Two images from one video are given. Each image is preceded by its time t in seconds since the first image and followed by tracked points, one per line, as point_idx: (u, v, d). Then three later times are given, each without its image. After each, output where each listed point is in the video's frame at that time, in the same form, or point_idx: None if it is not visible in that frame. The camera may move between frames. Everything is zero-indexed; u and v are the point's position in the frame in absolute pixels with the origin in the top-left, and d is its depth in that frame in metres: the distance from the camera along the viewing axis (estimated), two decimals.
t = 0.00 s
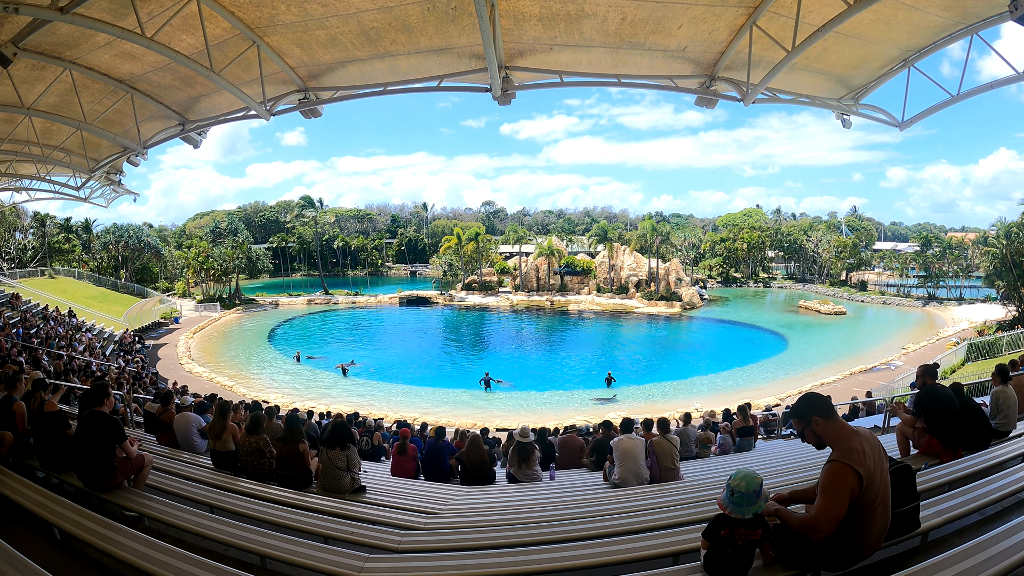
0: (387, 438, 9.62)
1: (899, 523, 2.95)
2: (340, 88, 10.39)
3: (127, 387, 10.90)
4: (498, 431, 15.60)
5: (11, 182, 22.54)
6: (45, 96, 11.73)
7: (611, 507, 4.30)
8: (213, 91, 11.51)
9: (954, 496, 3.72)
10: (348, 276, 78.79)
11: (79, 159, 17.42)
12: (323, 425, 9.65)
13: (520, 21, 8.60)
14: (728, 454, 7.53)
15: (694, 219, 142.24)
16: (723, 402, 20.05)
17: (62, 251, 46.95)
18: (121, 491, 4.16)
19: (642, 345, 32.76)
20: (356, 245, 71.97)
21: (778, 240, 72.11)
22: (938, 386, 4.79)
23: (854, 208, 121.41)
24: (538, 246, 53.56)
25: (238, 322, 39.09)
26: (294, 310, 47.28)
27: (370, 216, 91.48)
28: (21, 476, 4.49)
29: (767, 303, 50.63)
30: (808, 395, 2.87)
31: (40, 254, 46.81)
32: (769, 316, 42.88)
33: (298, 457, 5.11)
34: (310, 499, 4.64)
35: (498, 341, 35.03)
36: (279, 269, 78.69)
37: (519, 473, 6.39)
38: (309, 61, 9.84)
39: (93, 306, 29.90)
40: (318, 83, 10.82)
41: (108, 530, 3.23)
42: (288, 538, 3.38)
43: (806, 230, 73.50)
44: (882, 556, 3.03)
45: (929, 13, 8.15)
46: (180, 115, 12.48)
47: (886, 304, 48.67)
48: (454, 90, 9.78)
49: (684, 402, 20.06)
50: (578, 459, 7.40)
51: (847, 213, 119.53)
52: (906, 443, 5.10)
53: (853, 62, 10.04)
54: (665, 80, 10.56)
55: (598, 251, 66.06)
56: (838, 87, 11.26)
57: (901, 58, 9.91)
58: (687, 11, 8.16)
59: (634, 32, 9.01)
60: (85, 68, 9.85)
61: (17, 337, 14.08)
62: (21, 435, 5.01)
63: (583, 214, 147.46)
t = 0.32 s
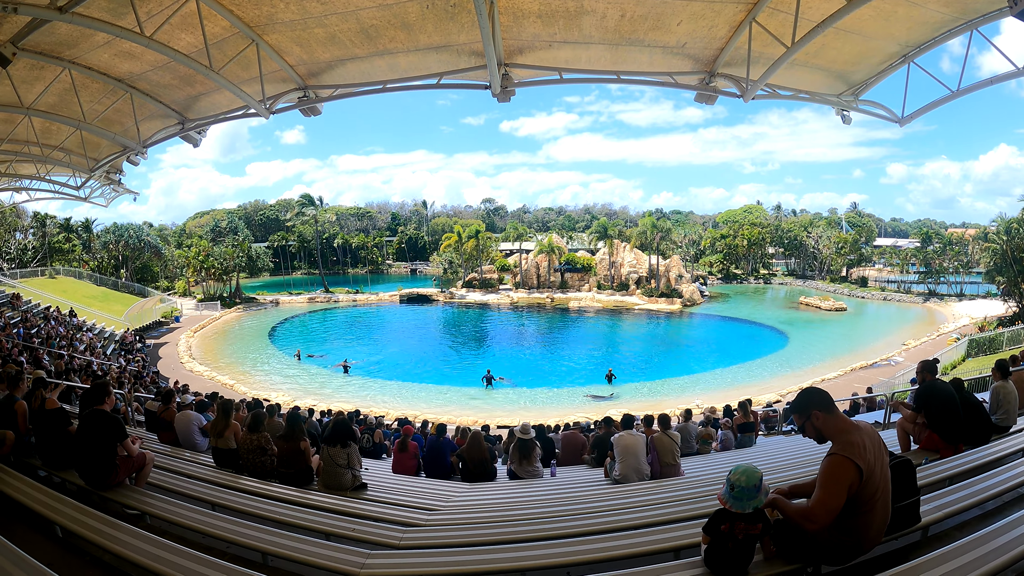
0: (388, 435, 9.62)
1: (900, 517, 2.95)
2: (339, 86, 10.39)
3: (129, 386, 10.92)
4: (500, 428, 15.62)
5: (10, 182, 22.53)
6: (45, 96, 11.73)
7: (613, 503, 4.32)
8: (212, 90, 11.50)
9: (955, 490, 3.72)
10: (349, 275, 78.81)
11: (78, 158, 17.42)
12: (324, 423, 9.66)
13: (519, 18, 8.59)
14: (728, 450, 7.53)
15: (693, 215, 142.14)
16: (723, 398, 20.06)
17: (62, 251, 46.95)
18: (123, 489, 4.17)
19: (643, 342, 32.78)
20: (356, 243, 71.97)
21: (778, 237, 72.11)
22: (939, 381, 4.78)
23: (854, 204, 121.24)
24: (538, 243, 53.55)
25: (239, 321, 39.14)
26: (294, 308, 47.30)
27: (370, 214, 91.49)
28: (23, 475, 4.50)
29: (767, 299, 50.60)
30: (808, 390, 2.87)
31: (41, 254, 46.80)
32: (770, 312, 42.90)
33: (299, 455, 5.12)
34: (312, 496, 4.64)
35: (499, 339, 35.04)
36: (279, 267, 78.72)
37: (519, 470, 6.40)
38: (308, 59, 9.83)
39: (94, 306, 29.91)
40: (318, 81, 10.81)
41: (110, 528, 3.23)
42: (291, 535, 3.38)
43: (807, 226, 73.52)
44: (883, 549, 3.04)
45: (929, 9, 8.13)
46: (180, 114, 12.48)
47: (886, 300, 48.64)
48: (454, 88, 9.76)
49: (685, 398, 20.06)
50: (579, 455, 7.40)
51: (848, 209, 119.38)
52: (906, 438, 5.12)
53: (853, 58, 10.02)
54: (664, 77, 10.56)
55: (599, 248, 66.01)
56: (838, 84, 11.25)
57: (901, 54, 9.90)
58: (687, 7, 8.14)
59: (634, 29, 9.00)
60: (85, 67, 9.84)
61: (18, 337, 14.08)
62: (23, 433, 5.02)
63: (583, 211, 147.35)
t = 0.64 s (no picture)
0: (389, 435, 9.61)
1: (900, 514, 2.96)
2: (338, 86, 10.38)
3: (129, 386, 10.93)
4: (501, 426, 15.63)
5: (10, 184, 22.55)
6: (44, 97, 11.73)
7: (614, 501, 4.32)
8: (212, 90, 11.50)
9: (956, 487, 3.72)
10: (349, 275, 78.80)
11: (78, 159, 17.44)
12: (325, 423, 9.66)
13: (518, 17, 8.59)
14: (729, 448, 7.53)
15: (693, 213, 142.05)
16: (724, 396, 20.06)
17: (62, 252, 47.03)
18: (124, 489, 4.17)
19: (643, 340, 32.77)
20: (356, 243, 71.94)
21: (778, 235, 72.06)
22: (940, 378, 4.77)
23: (855, 201, 121.07)
24: (538, 242, 53.54)
25: (239, 322, 39.15)
26: (295, 308, 47.32)
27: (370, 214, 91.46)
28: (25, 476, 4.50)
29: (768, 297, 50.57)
30: (809, 387, 2.87)
31: (41, 256, 46.79)
32: (770, 310, 42.89)
33: (301, 455, 5.12)
34: (312, 496, 4.64)
35: (500, 338, 35.02)
36: (280, 267, 78.74)
37: (520, 469, 6.40)
38: (307, 58, 9.83)
39: (94, 307, 29.92)
40: (317, 81, 10.81)
41: (110, 529, 3.24)
42: (292, 534, 3.38)
43: (807, 224, 73.46)
44: (884, 547, 3.04)
45: (928, 6, 8.14)
46: (179, 115, 12.48)
47: (887, 298, 48.61)
48: (453, 87, 9.77)
49: (686, 397, 20.05)
50: (580, 454, 7.39)
51: (848, 207, 119.18)
52: (907, 435, 5.09)
53: (852, 55, 10.01)
54: (664, 75, 10.55)
55: (600, 246, 65.99)
56: (838, 81, 11.25)
57: (900, 51, 9.89)
58: (686, 5, 8.14)
59: (632, 27, 9.00)
60: (84, 69, 9.84)
61: (18, 338, 14.10)
62: (25, 434, 5.02)
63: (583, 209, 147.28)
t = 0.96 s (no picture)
0: (390, 437, 9.61)
1: (901, 516, 2.96)
2: (339, 87, 10.38)
3: (130, 388, 10.95)
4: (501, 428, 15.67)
5: (12, 185, 22.60)
6: (45, 99, 11.73)
7: (615, 503, 4.31)
8: (212, 92, 11.51)
9: (957, 488, 3.71)
10: (349, 276, 78.82)
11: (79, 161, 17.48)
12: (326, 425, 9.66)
13: (518, 19, 8.59)
14: (730, 450, 7.53)
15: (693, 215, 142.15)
16: (724, 397, 20.08)
17: (62, 253, 47.06)
18: (124, 491, 4.17)
19: (644, 341, 32.79)
20: (357, 244, 71.96)
21: (779, 236, 72.08)
22: (940, 379, 4.77)
23: (855, 202, 120.97)
24: (539, 244, 53.57)
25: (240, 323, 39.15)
26: (295, 310, 47.34)
27: (371, 215, 91.56)
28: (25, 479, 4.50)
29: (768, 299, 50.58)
30: (809, 390, 2.87)
31: (41, 257, 46.79)
32: (770, 311, 42.90)
33: (301, 456, 5.12)
34: (312, 498, 4.64)
35: (500, 339, 35.04)
36: (280, 269, 78.75)
37: (521, 470, 6.40)
38: (307, 60, 9.84)
39: (95, 309, 29.92)
40: (317, 83, 10.83)
41: (110, 531, 3.24)
42: (291, 537, 3.38)
43: (807, 225, 73.50)
44: (885, 550, 3.03)
45: (928, 7, 8.14)
46: (180, 117, 12.49)
47: (887, 299, 48.61)
48: (453, 88, 9.76)
49: (686, 398, 20.07)
50: (580, 456, 7.39)
51: (848, 208, 119.16)
52: (908, 437, 5.09)
53: (852, 57, 10.02)
54: (664, 77, 10.56)
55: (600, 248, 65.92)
56: (837, 82, 11.26)
57: (900, 52, 9.90)
58: (686, 7, 8.15)
59: (633, 29, 9.00)
60: (85, 71, 9.86)
61: (19, 339, 14.10)
62: (25, 436, 5.03)
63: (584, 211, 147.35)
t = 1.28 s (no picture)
0: (389, 440, 9.60)
1: (902, 523, 2.95)
2: (341, 90, 10.40)
3: (129, 389, 10.94)
4: (501, 433, 15.69)
5: (14, 184, 22.63)
6: (48, 99, 11.75)
7: (616, 508, 4.31)
8: (214, 93, 11.52)
9: (957, 496, 3.71)
10: (350, 278, 78.88)
11: (81, 161, 17.51)
12: (326, 427, 9.66)
13: (521, 23, 8.61)
14: (730, 456, 7.52)
15: (694, 220, 142.21)
16: (724, 403, 20.08)
17: (63, 253, 47.09)
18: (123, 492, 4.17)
19: (644, 346, 32.79)
20: (358, 246, 72.06)
21: (780, 241, 72.13)
22: (940, 385, 4.77)
23: (857, 208, 120.99)
24: (539, 247, 53.63)
25: (240, 324, 39.19)
26: (295, 311, 47.35)
27: (372, 218, 91.72)
28: (24, 478, 4.50)
29: (769, 304, 50.59)
30: (810, 397, 2.87)
31: (42, 256, 46.83)
32: (771, 317, 42.89)
33: (301, 459, 5.11)
34: (311, 501, 4.63)
35: (500, 343, 35.05)
36: (281, 270, 78.78)
37: (520, 475, 6.38)
38: (310, 62, 9.86)
39: (95, 308, 29.93)
40: (320, 85, 10.85)
41: (111, 532, 3.23)
42: (289, 540, 3.37)
43: (807, 231, 73.57)
44: (884, 557, 3.02)
45: (930, 14, 8.15)
46: (182, 118, 12.51)
47: (887, 305, 48.64)
48: (455, 92, 9.77)
49: (685, 403, 20.07)
50: (579, 460, 7.36)
51: (850, 214, 119.13)
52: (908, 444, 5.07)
53: (855, 63, 10.03)
54: (666, 81, 10.58)
55: (601, 252, 65.91)
56: (839, 89, 11.27)
57: (902, 58, 9.90)
58: (688, 12, 8.17)
59: (635, 34, 9.01)
60: (88, 71, 9.88)
61: (19, 339, 14.09)
62: (25, 437, 5.02)
63: (584, 215, 147.52)
